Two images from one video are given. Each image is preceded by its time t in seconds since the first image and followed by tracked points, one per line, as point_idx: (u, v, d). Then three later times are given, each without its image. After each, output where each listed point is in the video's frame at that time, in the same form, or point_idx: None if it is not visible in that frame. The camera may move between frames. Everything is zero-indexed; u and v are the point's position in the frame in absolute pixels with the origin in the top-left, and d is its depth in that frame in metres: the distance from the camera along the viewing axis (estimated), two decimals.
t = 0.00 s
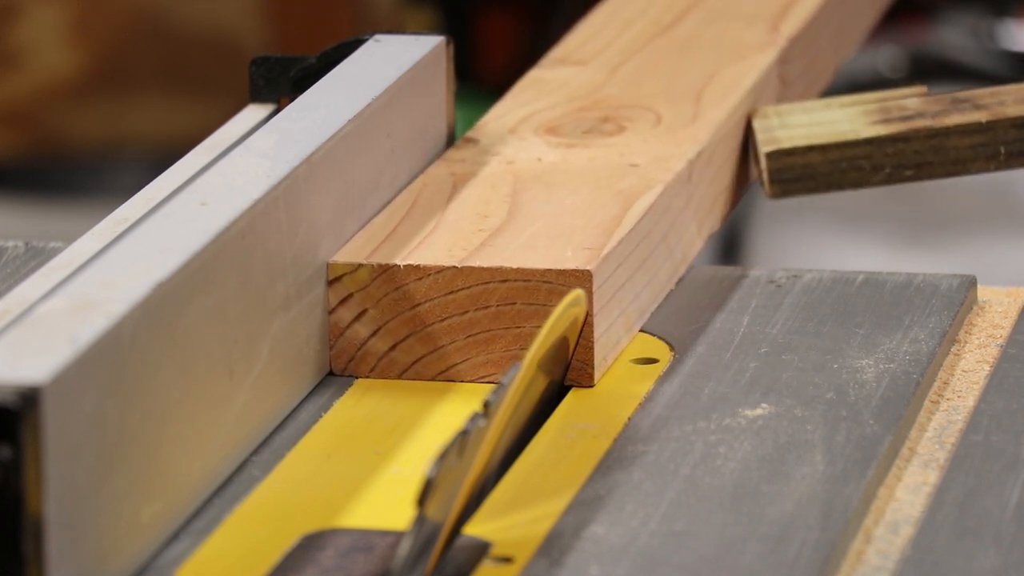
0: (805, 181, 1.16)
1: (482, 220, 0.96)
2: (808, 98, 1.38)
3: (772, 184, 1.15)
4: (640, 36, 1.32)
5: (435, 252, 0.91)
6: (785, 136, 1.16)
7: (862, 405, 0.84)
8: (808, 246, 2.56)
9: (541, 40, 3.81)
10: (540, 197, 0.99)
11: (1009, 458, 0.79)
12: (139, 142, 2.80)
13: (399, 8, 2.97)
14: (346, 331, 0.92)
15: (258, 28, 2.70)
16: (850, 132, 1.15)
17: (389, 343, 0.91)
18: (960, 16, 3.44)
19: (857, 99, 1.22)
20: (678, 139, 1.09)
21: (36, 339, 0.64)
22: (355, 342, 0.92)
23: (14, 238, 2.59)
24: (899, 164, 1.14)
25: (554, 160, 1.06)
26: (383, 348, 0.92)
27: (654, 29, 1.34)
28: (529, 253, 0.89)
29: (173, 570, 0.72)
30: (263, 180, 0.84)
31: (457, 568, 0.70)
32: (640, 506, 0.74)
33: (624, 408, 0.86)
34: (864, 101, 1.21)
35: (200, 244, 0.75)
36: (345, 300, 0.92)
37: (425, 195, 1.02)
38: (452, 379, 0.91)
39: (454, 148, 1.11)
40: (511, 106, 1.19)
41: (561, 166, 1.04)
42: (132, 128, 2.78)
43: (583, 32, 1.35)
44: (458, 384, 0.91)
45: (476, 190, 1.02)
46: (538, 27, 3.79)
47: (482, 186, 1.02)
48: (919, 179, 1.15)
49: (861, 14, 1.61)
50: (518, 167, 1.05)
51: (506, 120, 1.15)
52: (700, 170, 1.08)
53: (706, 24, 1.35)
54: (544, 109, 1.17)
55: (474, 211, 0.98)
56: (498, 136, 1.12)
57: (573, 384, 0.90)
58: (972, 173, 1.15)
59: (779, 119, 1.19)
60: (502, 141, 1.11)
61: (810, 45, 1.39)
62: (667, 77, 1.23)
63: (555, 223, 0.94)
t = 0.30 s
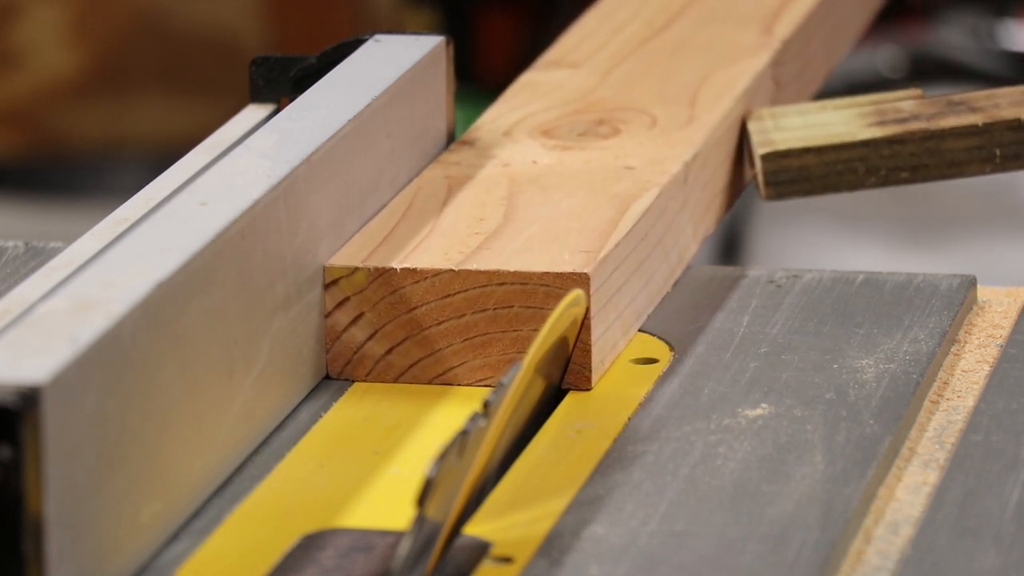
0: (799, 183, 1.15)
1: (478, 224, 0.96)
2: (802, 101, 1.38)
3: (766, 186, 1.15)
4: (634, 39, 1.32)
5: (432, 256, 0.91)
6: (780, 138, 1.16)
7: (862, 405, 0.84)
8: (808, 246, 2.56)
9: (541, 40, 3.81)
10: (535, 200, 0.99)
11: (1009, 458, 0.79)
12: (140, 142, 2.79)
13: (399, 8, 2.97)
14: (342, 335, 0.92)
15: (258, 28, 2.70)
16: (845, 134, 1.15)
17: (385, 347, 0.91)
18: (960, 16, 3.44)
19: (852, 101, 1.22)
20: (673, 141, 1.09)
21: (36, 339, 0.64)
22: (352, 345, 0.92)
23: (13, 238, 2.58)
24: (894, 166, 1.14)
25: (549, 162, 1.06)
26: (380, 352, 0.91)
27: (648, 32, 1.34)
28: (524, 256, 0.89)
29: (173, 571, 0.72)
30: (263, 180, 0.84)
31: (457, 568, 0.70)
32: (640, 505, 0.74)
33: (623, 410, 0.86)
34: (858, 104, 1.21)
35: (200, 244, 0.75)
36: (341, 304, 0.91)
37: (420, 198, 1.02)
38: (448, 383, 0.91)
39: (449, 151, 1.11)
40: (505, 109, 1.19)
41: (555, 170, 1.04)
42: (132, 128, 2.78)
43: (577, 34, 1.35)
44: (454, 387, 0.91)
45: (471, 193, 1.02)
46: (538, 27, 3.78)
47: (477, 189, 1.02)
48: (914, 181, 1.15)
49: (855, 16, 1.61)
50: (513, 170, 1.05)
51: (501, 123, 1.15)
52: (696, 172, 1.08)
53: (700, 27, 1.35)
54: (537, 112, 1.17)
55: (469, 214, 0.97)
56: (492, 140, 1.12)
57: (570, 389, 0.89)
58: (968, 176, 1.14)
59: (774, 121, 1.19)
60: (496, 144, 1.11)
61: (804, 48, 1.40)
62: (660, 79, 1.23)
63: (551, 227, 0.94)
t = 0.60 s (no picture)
0: (794, 185, 1.16)
1: (475, 227, 0.95)
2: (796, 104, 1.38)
3: (762, 189, 1.16)
4: (627, 42, 1.32)
5: (429, 259, 0.91)
6: (774, 140, 1.17)
7: (862, 405, 0.84)
8: (808, 246, 2.56)
9: (540, 40, 3.81)
10: (531, 204, 0.99)
11: (1009, 458, 0.79)
12: (140, 142, 2.80)
13: (399, 8, 2.98)
14: (339, 338, 0.91)
15: (258, 28, 2.70)
16: (841, 136, 1.15)
17: (383, 350, 0.91)
18: (960, 16, 3.44)
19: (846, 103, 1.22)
20: (669, 144, 1.09)
21: (36, 339, 0.64)
22: (349, 349, 0.92)
23: (14, 238, 2.58)
24: (889, 169, 1.14)
25: (545, 165, 1.06)
26: (377, 355, 0.91)
27: (642, 35, 1.34)
28: (521, 258, 0.89)
29: (173, 571, 0.72)
30: (263, 180, 0.84)
31: (457, 568, 0.70)
32: (640, 505, 0.74)
33: (622, 412, 0.86)
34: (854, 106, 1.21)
35: (200, 244, 0.75)
36: (338, 307, 0.91)
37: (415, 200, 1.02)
38: (446, 387, 0.91)
39: (445, 153, 1.11)
40: (500, 112, 1.19)
41: (550, 173, 1.04)
42: (132, 128, 2.78)
43: (572, 37, 1.35)
44: (452, 391, 0.90)
45: (467, 196, 1.01)
46: (539, 27, 3.78)
47: (473, 193, 1.02)
48: (909, 184, 1.15)
49: (850, 17, 1.61)
50: (509, 173, 1.05)
51: (496, 126, 1.15)
52: (693, 173, 1.08)
53: (695, 29, 1.35)
54: (532, 115, 1.17)
55: (466, 217, 0.97)
56: (486, 144, 1.12)
57: (568, 392, 0.89)
58: (963, 178, 1.15)
59: (768, 124, 1.20)
60: (491, 148, 1.11)
61: (798, 50, 1.40)
62: (654, 82, 1.23)
63: (548, 229, 0.94)
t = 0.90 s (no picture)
0: (790, 188, 1.16)
1: (473, 228, 0.95)
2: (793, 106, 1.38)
3: (758, 191, 1.15)
4: (623, 45, 1.32)
5: (427, 259, 0.90)
6: (772, 143, 1.16)
7: (862, 405, 0.84)
8: (807, 245, 2.56)
9: (540, 40, 3.81)
10: (529, 205, 0.99)
11: (1009, 458, 0.79)
12: (140, 142, 2.80)
13: (399, 8, 2.98)
14: (337, 340, 0.91)
15: (258, 27, 2.70)
16: (838, 138, 1.15)
17: (381, 351, 0.90)
18: (959, 16, 3.44)
19: (843, 107, 1.22)
20: (667, 146, 1.09)
21: (36, 339, 0.64)
22: (347, 350, 0.91)
23: (14, 238, 2.58)
24: (886, 171, 1.14)
25: (542, 167, 1.06)
26: (376, 356, 0.90)
27: (639, 37, 1.34)
28: (520, 259, 0.89)
29: (173, 571, 0.72)
30: (263, 180, 0.84)
31: (457, 568, 0.70)
32: (639, 505, 0.74)
33: (621, 412, 0.86)
34: (851, 109, 1.21)
35: (200, 244, 0.75)
36: (337, 308, 0.90)
37: (412, 202, 1.02)
38: (444, 388, 0.90)
39: (443, 154, 1.11)
40: (498, 114, 1.19)
41: (548, 174, 1.04)
42: (132, 128, 2.78)
43: (570, 39, 1.35)
44: (450, 393, 0.90)
45: (464, 198, 1.01)
46: (538, 27, 3.78)
47: (471, 195, 1.02)
48: (905, 187, 1.15)
49: (847, 19, 1.61)
50: (506, 176, 1.05)
51: (493, 128, 1.15)
52: (691, 174, 1.08)
53: (691, 32, 1.35)
54: (529, 118, 1.17)
55: (464, 218, 0.97)
56: (483, 147, 1.12)
57: (567, 394, 0.88)
58: (959, 181, 1.15)
59: (766, 126, 1.19)
60: (488, 150, 1.11)
61: (794, 52, 1.40)
62: (651, 85, 1.23)
63: (546, 231, 0.94)
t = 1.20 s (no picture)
0: (788, 193, 1.15)
1: (471, 231, 0.95)
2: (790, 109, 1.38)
3: (756, 196, 1.15)
4: (620, 47, 1.32)
5: (425, 263, 0.90)
6: (769, 147, 1.16)
7: (862, 405, 0.84)
8: (807, 245, 2.55)
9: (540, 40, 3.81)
10: (526, 208, 0.98)
11: (1009, 458, 0.79)
12: (141, 142, 2.80)
13: (398, 8, 2.98)
14: (335, 343, 0.90)
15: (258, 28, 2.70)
16: (836, 142, 1.15)
17: (379, 354, 0.90)
18: (959, 16, 3.44)
19: (842, 109, 1.22)
20: (665, 149, 1.08)
21: (36, 339, 0.64)
22: (345, 354, 0.90)
23: (15, 238, 2.58)
24: (884, 176, 1.14)
25: (540, 169, 1.06)
26: (373, 360, 0.90)
27: (637, 39, 1.34)
28: (518, 263, 0.89)
29: (174, 571, 0.72)
30: (263, 180, 0.84)
31: (457, 568, 0.70)
32: (640, 505, 0.74)
33: (622, 412, 0.86)
34: (850, 113, 1.21)
35: (200, 244, 0.75)
36: (335, 312, 0.90)
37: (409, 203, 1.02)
38: (442, 392, 0.90)
39: (441, 156, 1.11)
40: (495, 117, 1.19)
41: (546, 177, 1.04)
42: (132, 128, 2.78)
43: (567, 41, 1.35)
44: (447, 396, 0.90)
45: (462, 200, 1.01)
46: (538, 28, 3.78)
47: (469, 197, 1.01)
48: (904, 191, 1.15)
49: (844, 21, 1.61)
50: (504, 178, 1.05)
51: (491, 131, 1.15)
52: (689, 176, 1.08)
53: (688, 34, 1.35)
54: (527, 120, 1.17)
55: (461, 221, 0.97)
56: (481, 149, 1.11)
57: (564, 398, 0.88)
58: (958, 186, 1.15)
59: (764, 129, 1.19)
60: (485, 152, 1.10)
61: (792, 55, 1.40)
62: (649, 87, 1.23)
63: (543, 234, 0.93)
